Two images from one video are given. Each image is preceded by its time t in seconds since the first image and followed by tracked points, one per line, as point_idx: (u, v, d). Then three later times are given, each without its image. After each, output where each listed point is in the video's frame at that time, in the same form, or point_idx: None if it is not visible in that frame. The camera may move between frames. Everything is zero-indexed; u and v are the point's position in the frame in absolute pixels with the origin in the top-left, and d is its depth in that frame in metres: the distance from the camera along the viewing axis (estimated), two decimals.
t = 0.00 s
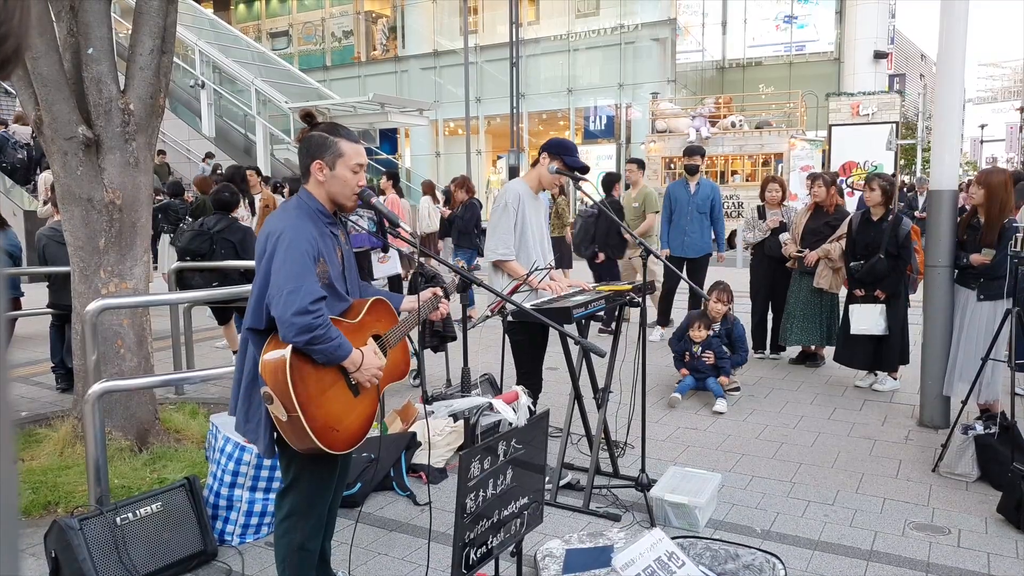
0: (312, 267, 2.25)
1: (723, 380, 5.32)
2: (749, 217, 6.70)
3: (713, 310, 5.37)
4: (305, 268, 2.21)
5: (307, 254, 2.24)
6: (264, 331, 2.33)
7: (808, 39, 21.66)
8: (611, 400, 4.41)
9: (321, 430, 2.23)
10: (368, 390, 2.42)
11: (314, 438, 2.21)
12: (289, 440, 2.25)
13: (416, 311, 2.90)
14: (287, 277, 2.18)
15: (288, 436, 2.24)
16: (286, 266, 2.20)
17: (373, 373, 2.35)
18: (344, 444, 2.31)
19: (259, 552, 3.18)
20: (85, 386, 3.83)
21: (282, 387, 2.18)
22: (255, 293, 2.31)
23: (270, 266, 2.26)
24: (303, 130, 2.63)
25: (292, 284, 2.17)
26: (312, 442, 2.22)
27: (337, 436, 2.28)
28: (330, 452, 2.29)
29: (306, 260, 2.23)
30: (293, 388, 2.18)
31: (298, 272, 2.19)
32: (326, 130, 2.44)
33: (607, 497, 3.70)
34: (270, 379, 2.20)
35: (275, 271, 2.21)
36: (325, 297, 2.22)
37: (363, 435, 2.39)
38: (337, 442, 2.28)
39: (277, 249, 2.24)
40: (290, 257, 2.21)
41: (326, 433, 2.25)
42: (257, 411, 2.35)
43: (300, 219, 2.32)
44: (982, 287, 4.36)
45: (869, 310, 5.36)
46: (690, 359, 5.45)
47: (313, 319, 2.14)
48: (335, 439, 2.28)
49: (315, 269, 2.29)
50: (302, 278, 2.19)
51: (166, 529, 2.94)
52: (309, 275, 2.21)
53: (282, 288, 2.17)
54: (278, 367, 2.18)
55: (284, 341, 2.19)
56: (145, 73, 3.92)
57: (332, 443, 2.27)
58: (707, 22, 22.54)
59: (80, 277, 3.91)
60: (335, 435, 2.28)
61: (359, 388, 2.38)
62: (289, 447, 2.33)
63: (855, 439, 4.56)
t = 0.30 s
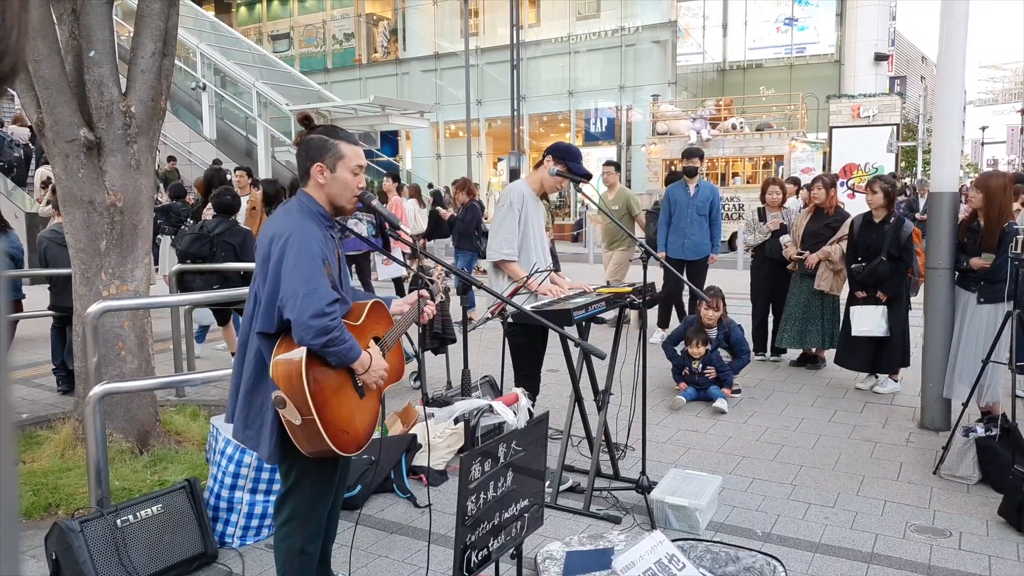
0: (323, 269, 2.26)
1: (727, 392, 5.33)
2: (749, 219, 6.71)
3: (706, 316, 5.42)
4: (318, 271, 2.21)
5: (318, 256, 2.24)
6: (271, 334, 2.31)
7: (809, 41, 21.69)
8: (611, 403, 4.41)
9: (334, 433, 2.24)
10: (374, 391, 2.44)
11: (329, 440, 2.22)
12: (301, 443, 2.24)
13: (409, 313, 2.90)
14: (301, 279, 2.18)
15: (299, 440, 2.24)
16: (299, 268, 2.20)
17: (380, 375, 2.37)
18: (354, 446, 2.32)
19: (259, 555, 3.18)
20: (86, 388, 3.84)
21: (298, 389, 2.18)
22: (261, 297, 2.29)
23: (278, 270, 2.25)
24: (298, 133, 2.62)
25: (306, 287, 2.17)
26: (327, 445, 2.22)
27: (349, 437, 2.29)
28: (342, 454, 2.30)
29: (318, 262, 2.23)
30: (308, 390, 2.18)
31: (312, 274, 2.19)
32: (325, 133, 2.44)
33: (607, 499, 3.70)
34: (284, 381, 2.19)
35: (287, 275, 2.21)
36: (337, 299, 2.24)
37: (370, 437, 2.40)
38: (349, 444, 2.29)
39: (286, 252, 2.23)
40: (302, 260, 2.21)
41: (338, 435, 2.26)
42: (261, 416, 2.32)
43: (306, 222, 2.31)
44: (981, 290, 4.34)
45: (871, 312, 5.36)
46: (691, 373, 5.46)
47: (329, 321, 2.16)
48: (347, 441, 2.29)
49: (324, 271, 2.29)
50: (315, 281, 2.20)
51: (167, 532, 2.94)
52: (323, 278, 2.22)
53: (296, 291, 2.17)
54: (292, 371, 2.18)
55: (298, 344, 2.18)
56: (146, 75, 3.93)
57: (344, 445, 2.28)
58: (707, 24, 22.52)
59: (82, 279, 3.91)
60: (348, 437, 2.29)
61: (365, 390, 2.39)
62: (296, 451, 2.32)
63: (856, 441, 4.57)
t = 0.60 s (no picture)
0: (333, 274, 2.26)
1: (730, 400, 5.35)
2: (748, 223, 6.71)
3: (699, 317, 5.48)
4: (329, 276, 2.22)
5: (327, 261, 2.25)
6: (278, 339, 2.30)
7: (809, 45, 21.52)
8: (612, 407, 4.41)
9: (343, 437, 2.25)
10: (378, 395, 2.45)
11: (339, 444, 2.22)
12: (309, 447, 2.24)
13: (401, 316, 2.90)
14: (313, 284, 2.18)
15: (307, 444, 2.24)
16: (310, 274, 2.20)
17: (385, 379, 2.38)
18: (362, 449, 2.33)
19: (259, 559, 3.18)
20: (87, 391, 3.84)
21: (310, 394, 2.18)
22: (269, 302, 2.28)
23: (286, 275, 2.24)
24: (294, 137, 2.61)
25: (318, 291, 2.18)
26: (336, 448, 2.23)
27: (357, 441, 2.30)
28: (350, 458, 2.31)
29: (328, 267, 2.24)
30: (320, 395, 2.18)
31: (324, 279, 2.20)
32: (324, 138, 2.45)
33: (607, 504, 3.69)
34: (295, 386, 2.18)
35: (297, 279, 2.20)
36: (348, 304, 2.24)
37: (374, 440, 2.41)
38: (356, 448, 2.30)
39: (296, 257, 2.23)
40: (313, 265, 2.21)
41: (348, 439, 2.26)
42: (266, 420, 2.31)
43: (313, 226, 2.31)
44: (982, 294, 4.34)
45: (872, 317, 5.37)
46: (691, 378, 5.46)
47: (342, 325, 2.16)
48: (356, 445, 2.29)
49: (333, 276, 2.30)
50: (326, 286, 2.20)
51: (166, 535, 2.94)
52: (333, 283, 2.22)
53: (308, 296, 2.17)
54: (304, 376, 2.17)
55: (309, 348, 2.18)
56: (147, 79, 3.94)
57: (353, 449, 2.28)
58: (708, 28, 22.19)
59: (83, 282, 3.92)
60: (355, 440, 2.29)
61: (369, 393, 2.41)
62: (300, 455, 2.32)
63: (857, 445, 4.56)
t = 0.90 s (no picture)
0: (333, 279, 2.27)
1: (734, 402, 5.37)
2: (751, 227, 6.70)
3: (694, 317, 5.48)
4: (328, 281, 2.22)
5: (328, 266, 2.25)
6: (279, 343, 2.30)
7: (812, 49, 21.66)
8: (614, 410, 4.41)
9: (343, 441, 2.25)
10: (379, 399, 2.45)
11: (337, 448, 2.23)
12: (308, 450, 2.25)
13: (404, 320, 2.90)
14: (313, 289, 2.19)
15: (306, 448, 2.24)
16: (311, 278, 2.20)
17: (384, 383, 2.38)
18: (360, 453, 2.33)
19: (261, 561, 3.18)
20: (90, 395, 3.85)
21: (308, 398, 2.19)
22: (270, 305, 2.29)
23: (286, 280, 2.25)
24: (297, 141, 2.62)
25: (319, 296, 2.18)
26: (334, 452, 2.23)
27: (356, 444, 2.31)
28: (349, 461, 2.31)
29: (327, 272, 2.24)
30: (318, 398, 2.19)
31: (323, 284, 2.20)
32: (326, 143, 2.45)
33: (609, 508, 3.69)
34: (295, 389, 2.19)
35: (298, 284, 2.21)
36: (348, 309, 2.25)
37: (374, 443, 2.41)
38: (356, 451, 2.31)
39: (296, 261, 2.24)
40: (314, 270, 2.22)
41: (346, 442, 2.27)
42: (268, 423, 2.32)
43: (314, 231, 2.32)
44: (986, 298, 4.33)
45: (874, 320, 5.36)
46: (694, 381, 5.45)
47: (342, 331, 2.17)
48: (354, 449, 2.30)
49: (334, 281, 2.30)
50: (327, 290, 2.21)
51: (169, 538, 2.94)
52: (333, 288, 2.23)
53: (308, 301, 2.18)
54: (303, 379, 2.18)
55: (309, 352, 2.19)
56: (151, 83, 3.95)
57: (351, 452, 2.29)
58: (711, 31, 22.29)
59: (86, 286, 3.93)
60: (354, 444, 2.30)
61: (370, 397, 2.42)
62: (299, 458, 2.33)
63: (859, 449, 4.55)
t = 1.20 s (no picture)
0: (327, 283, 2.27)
1: (743, 394, 5.48)
2: (754, 230, 6.70)
3: (696, 316, 5.50)
4: (321, 285, 2.22)
5: (323, 270, 2.25)
6: (275, 344, 2.31)
7: (815, 51, 21.92)
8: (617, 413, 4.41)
9: (335, 444, 2.25)
10: (376, 401, 2.44)
11: (330, 450, 2.23)
12: (301, 451, 2.26)
13: (413, 321, 2.90)
14: (304, 293, 2.19)
15: (300, 449, 2.25)
16: (304, 282, 2.21)
17: (382, 386, 2.37)
18: (354, 456, 2.32)
19: (264, 563, 3.18)
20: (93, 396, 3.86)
21: (299, 401, 2.19)
22: (267, 307, 2.31)
23: (282, 283, 2.26)
24: (305, 144, 2.63)
25: (310, 300, 2.19)
26: (326, 454, 2.24)
27: (350, 447, 2.30)
28: (342, 463, 2.31)
29: (321, 275, 2.24)
30: (309, 400, 2.19)
31: (315, 287, 2.20)
32: (329, 146, 2.45)
33: (612, 511, 3.69)
34: (286, 392, 2.20)
35: (291, 287, 2.22)
36: (341, 313, 2.24)
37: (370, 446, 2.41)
38: (349, 454, 2.30)
39: (291, 264, 2.25)
40: (306, 274, 2.22)
41: (339, 445, 2.27)
42: (265, 423, 2.33)
43: (312, 234, 2.32)
44: (992, 300, 4.27)
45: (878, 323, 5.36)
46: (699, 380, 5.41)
47: (332, 335, 2.16)
48: (348, 452, 2.30)
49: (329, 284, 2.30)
50: (319, 293, 2.21)
51: (172, 540, 2.95)
52: (326, 291, 2.23)
53: (300, 304, 2.18)
54: (294, 382, 2.19)
55: (300, 355, 2.20)
56: (155, 86, 3.97)
57: (345, 454, 2.29)
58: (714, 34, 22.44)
59: (90, 288, 3.94)
60: (348, 448, 2.30)
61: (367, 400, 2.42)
62: (296, 458, 2.33)
63: (862, 452, 4.54)
